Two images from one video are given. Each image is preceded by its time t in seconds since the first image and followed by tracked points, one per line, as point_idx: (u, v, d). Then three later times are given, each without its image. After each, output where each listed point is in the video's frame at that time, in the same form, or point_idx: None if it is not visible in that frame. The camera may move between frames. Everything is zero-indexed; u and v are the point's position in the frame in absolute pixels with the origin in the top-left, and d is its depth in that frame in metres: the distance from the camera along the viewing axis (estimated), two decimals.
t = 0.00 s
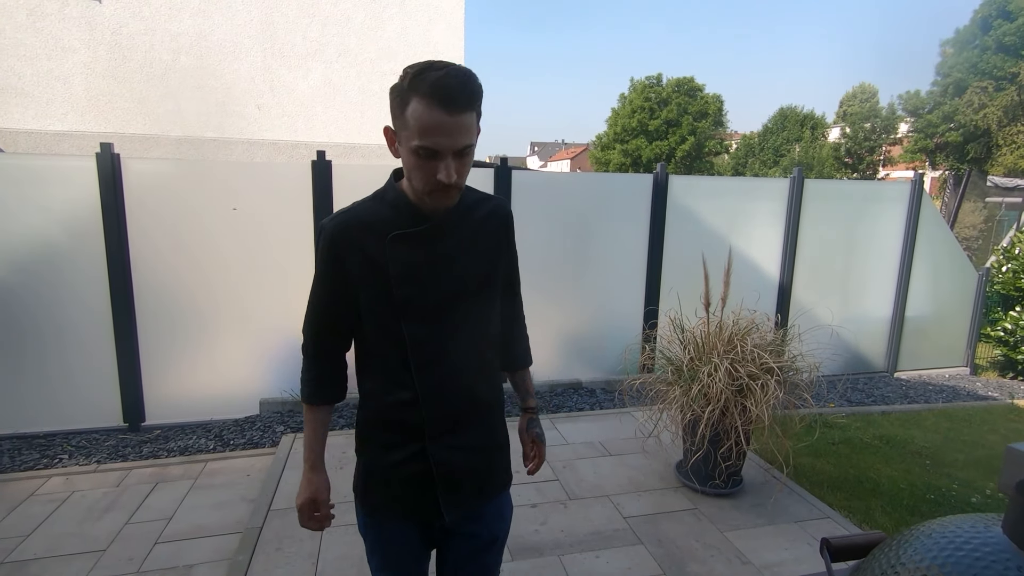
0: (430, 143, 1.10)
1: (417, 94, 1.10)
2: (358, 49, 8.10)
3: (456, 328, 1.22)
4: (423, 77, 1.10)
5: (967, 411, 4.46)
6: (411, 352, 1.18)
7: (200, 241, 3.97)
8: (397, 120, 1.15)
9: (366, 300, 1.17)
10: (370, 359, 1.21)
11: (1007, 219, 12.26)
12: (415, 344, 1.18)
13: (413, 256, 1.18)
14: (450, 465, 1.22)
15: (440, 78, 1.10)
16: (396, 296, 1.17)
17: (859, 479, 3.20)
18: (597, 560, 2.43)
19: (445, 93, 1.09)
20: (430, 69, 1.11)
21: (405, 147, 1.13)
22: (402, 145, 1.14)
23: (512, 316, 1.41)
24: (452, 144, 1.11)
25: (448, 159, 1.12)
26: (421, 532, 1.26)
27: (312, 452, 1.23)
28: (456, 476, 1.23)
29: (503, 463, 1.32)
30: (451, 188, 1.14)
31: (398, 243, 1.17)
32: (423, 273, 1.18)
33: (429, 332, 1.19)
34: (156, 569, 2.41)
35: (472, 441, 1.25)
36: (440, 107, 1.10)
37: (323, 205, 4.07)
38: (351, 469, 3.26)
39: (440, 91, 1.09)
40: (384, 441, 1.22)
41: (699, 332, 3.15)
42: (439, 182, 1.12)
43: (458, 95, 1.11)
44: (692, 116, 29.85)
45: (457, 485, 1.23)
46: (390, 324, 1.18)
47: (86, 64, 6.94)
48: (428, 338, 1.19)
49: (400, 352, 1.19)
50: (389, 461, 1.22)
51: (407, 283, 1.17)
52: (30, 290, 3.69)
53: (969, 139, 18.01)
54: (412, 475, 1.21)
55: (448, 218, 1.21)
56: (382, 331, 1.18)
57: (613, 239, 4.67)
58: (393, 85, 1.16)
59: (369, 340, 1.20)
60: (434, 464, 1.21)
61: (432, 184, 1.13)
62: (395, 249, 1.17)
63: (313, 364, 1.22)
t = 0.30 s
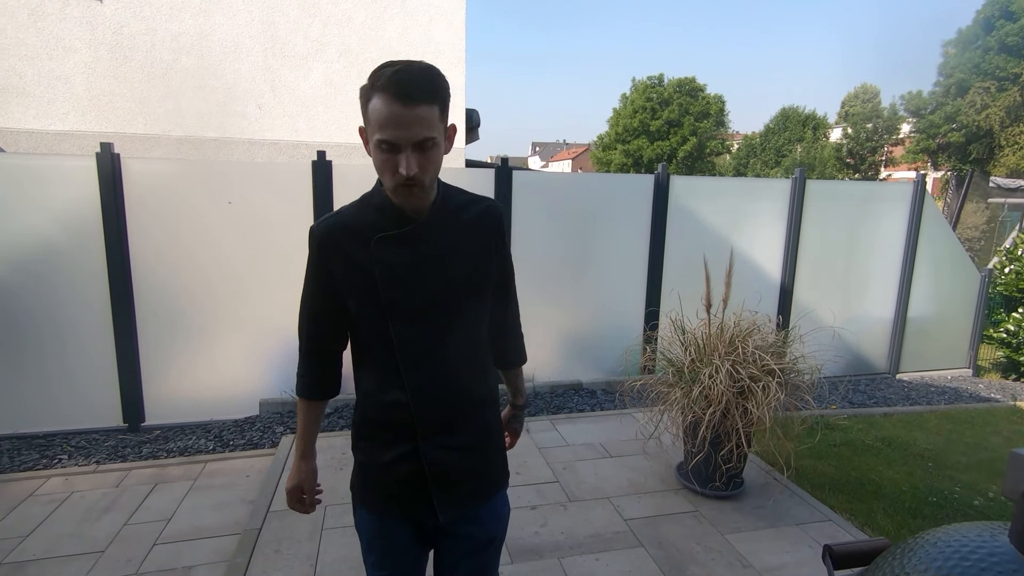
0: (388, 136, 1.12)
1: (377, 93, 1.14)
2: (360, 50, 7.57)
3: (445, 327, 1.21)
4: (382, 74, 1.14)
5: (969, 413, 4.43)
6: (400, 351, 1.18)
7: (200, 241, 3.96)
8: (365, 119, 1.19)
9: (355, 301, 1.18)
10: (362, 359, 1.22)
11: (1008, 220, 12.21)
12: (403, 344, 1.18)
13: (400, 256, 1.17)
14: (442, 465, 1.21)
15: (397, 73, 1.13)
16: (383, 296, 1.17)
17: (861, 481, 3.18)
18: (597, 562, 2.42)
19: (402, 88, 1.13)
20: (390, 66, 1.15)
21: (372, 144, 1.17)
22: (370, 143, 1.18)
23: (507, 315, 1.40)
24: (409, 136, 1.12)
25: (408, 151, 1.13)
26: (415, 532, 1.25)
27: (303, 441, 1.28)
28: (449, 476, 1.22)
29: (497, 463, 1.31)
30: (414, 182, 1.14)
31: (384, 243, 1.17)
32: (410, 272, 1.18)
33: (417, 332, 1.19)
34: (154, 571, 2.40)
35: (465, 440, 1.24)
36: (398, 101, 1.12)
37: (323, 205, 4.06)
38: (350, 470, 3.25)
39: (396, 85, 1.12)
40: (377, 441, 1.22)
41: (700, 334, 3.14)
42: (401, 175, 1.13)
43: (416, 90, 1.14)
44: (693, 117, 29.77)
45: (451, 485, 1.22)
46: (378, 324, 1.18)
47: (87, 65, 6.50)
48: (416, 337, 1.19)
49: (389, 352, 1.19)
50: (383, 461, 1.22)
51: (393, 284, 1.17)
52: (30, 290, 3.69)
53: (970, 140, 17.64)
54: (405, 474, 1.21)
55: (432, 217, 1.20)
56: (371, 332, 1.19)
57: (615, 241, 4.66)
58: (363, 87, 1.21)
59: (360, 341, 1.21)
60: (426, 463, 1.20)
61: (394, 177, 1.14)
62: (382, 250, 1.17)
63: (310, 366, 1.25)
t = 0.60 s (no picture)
0: (374, 125, 1.13)
1: (365, 85, 1.15)
2: (357, 49, 7.47)
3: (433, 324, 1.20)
4: (369, 67, 1.16)
5: (968, 411, 4.43)
6: (387, 348, 1.18)
7: (196, 241, 3.94)
8: (352, 112, 1.21)
9: (342, 299, 1.18)
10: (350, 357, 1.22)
11: (1006, 218, 12.23)
12: (389, 340, 1.18)
13: (385, 253, 1.17)
14: (430, 464, 1.21)
15: (383, 64, 1.14)
16: (369, 293, 1.17)
17: (859, 480, 3.17)
18: (594, 563, 2.41)
19: (388, 80, 1.14)
20: (377, 59, 1.17)
21: (358, 135, 1.18)
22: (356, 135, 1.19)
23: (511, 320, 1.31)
24: (395, 124, 1.13)
25: (393, 140, 1.13)
26: (407, 530, 1.25)
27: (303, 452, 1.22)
28: (438, 475, 1.21)
29: (490, 464, 1.28)
30: (400, 169, 1.14)
31: (370, 240, 1.18)
32: (395, 269, 1.17)
33: (403, 329, 1.18)
34: (149, 573, 2.39)
35: (454, 439, 1.22)
36: (384, 91, 1.14)
37: (319, 204, 4.03)
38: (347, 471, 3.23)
39: (383, 76, 1.14)
40: (367, 439, 1.23)
41: (698, 333, 3.13)
42: (386, 163, 1.13)
43: (402, 82, 1.15)
44: (692, 115, 29.74)
45: (439, 485, 1.21)
46: (364, 321, 1.18)
47: (82, 64, 6.46)
48: (401, 334, 1.18)
49: (376, 349, 1.19)
50: (372, 460, 1.22)
51: (378, 282, 1.17)
52: (24, 290, 3.67)
53: (970, 138, 17.89)
54: (394, 473, 1.21)
55: (417, 213, 1.20)
56: (357, 330, 1.19)
57: (613, 240, 4.64)
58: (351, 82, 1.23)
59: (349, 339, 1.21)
60: (413, 462, 1.20)
61: (380, 166, 1.14)
62: (368, 247, 1.17)
63: (302, 368, 1.24)
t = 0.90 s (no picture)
0: (373, 121, 1.12)
1: (366, 82, 1.15)
2: (357, 49, 7.45)
3: (426, 325, 1.18)
4: (370, 64, 1.15)
5: (968, 412, 4.42)
6: (379, 348, 1.17)
7: (195, 241, 3.93)
8: (353, 109, 1.20)
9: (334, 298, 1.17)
10: (343, 356, 1.21)
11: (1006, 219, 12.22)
12: (382, 340, 1.17)
13: (377, 252, 1.16)
14: (422, 466, 1.19)
15: (383, 61, 1.14)
16: (362, 293, 1.16)
17: (859, 482, 3.16)
18: (593, 566, 2.40)
19: (390, 76, 1.13)
20: (378, 57, 1.16)
21: (358, 132, 1.17)
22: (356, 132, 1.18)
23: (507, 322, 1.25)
24: (394, 121, 1.12)
25: (393, 137, 1.12)
26: (400, 533, 1.23)
27: (291, 452, 1.22)
28: (430, 478, 1.20)
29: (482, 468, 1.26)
30: (399, 166, 1.13)
31: (362, 239, 1.17)
32: (388, 268, 1.16)
33: (395, 329, 1.17)
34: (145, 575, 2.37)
35: (447, 442, 1.21)
36: (384, 88, 1.13)
37: (318, 205, 4.02)
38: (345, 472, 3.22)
39: (383, 73, 1.13)
40: (359, 440, 1.22)
41: (697, 335, 3.11)
42: (385, 159, 1.12)
43: (403, 79, 1.14)
44: (692, 115, 29.71)
45: (431, 487, 1.20)
46: (356, 321, 1.17)
47: (81, 63, 6.44)
48: (393, 333, 1.17)
49: (368, 349, 1.18)
50: (365, 461, 1.21)
51: (370, 281, 1.16)
52: (21, 290, 3.66)
53: (970, 138, 17.87)
54: (386, 475, 1.20)
55: (412, 212, 1.19)
56: (350, 330, 1.18)
57: (612, 240, 4.63)
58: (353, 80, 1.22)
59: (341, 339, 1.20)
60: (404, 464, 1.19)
61: (378, 163, 1.14)
62: (360, 245, 1.16)
63: (294, 369, 1.23)
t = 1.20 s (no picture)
0: (363, 122, 1.11)
1: (355, 83, 1.13)
2: (356, 48, 7.43)
3: (420, 331, 1.17)
4: (360, 64, 1.14)
5: (970, 412, 4.40)
6: (374, 354, 1.15)
7: (193, 241, 3.91)
8: (341, 110, 1.18)
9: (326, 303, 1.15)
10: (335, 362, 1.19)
11: (1008, 219, 12.22)
12: (375, 346, 1.15)
13: (370, 257, 1.15)
14: (418, 472, 1.18)
15: (373, 61, 1.12)
16: (355, 298, 1.14)
17: (860, 483, 3.15)
18: (592, 568, 2.38)
19: (380, 76, 1.12)
20: (369, 57, 1.15)
21: (346, 133, 1.15)
22: (344, 133, 1.16)
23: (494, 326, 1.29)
24: (384, 123, 1.11)
25: (382, 139, 1.11)
26: (397, 539, 1.22)
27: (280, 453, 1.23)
28: (425, 483, 1.18)
29: (476, 473, 1.25)
30: (389, 168, 1.11)
31: (355, 243, 1.15)
32: (381, 273, 1.14)
33: (390, 335, 1.15)
34: None
35: (441, 448, 1.20)
36: (374, 89, 1.11)
37: (316, 204, 4.00)
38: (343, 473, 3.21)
39: (373, 73, 1.12)
40: (353, 446, 1.20)
41: (697, 335, 3.10)
42: (375, 161, 1.11)
43: (393, 80, 1.13)
44: (693, 115, 29.67)
45: (427, 493, 1.19)
46: (349, 326, 1.16)
47: (79, 63, 6.43)
48: (388, 339, 1.15)
49: (361, 355, 1.16)
50: (359, 467, 1.19)
51: (364, 286, 1.14)
52: (19, 290, 3.64)
53: (970, 137, 17.82)
54: (381, 482, 1.18)
55: (404, 216, 1.18)
56: (343, 336, 1.16)
57: (612, 240, 4.61)
58: (341, 81, 1.21)
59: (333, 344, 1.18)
60: (399, 470, 1.17)
61: (368, 165, 1.12)
62: (353, 250, 1.15)
63: (286, 373, 1.21)
